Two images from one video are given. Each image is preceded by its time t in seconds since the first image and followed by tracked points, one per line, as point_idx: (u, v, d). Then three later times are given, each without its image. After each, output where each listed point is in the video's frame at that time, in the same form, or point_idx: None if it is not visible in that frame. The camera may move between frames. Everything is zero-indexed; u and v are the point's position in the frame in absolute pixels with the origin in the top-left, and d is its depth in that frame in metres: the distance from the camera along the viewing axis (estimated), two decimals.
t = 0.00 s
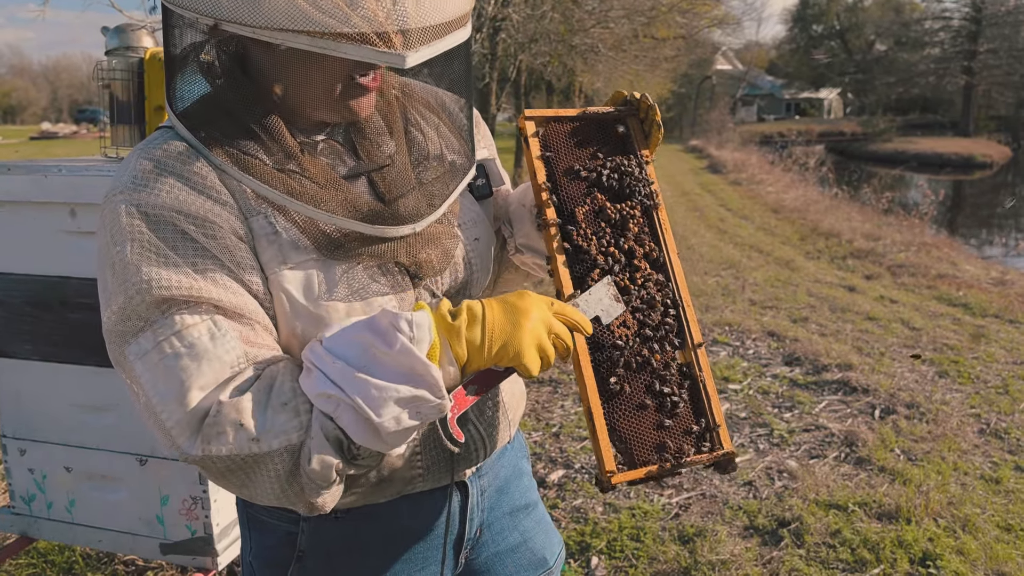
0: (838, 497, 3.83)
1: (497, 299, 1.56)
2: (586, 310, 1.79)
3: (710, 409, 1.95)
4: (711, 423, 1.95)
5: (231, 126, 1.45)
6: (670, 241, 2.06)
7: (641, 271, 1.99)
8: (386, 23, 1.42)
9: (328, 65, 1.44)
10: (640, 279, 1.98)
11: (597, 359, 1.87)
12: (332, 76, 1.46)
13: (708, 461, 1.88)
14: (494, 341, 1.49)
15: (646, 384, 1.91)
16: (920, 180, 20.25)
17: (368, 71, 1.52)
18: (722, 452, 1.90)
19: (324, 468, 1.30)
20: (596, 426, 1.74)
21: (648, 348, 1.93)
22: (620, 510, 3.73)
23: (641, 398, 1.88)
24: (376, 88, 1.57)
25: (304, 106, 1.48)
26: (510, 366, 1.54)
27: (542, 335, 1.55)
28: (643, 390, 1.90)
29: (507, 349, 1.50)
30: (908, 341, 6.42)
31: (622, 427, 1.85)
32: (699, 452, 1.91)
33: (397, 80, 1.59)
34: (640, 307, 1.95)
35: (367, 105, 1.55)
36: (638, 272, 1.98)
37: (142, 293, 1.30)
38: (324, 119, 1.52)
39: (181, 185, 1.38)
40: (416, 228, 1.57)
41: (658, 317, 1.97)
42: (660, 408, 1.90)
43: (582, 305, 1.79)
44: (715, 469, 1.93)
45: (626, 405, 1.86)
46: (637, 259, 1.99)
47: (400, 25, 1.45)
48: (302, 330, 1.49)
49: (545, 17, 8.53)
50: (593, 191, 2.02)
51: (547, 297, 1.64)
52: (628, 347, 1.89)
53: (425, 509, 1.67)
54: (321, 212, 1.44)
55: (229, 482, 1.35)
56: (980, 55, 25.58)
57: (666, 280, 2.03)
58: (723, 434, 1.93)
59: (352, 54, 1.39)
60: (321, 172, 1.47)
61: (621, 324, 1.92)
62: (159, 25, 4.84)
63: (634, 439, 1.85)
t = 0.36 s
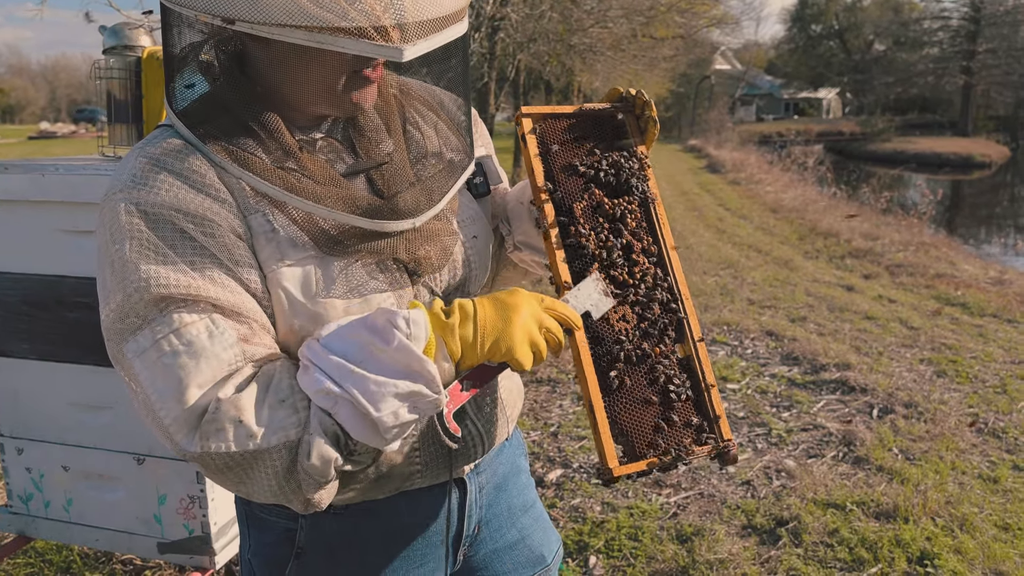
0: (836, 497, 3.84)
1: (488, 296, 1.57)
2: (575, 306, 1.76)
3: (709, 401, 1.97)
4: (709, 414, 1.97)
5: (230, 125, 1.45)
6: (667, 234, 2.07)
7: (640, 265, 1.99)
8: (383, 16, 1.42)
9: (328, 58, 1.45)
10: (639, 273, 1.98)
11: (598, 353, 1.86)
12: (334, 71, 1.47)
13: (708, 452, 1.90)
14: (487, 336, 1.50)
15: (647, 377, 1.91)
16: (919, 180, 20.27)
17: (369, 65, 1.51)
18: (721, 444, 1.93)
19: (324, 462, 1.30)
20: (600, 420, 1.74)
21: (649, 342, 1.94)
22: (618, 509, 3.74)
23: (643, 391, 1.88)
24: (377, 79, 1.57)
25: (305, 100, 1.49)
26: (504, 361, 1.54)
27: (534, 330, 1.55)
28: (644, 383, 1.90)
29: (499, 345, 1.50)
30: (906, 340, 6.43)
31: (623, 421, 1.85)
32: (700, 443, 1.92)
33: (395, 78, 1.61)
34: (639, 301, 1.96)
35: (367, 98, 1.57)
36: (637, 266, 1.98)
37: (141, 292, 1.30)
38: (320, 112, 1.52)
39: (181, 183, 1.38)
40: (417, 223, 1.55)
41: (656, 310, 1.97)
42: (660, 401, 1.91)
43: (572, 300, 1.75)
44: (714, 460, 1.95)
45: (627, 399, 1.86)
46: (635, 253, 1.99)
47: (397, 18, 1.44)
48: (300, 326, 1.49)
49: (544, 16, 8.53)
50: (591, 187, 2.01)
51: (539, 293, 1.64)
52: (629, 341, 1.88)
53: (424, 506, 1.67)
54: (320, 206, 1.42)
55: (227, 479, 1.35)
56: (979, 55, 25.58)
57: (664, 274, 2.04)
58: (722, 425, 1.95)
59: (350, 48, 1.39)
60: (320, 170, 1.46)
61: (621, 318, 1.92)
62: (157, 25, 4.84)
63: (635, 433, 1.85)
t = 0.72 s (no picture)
0: (833, 496, 3.84)
1: (479, 277, 1.58)
2: (569, 281, 1.81)
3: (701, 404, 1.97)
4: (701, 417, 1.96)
5: (225, 122, 1.44)
6: (662, 236, 2.06)
7: (633, 267, 1.99)
8: (381, 11, 1.42)
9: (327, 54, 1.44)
10: (632, 274, 1.98)
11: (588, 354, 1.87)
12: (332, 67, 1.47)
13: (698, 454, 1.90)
14: (482, 315, 1.51)
15: (636, 379, 1.92)
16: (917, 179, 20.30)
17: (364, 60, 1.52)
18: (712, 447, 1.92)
19: (324, 450, 1.29)
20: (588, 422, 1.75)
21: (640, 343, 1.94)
22: (615, 509, 3.74)
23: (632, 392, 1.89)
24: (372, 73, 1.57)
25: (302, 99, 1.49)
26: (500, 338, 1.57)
27: (528, 305, 1.58)
28: (634, 385, 1.90)
29: (495, 323, 1.52)
30: (903, 340, 6.44)
31: (613, 422, 1.85)
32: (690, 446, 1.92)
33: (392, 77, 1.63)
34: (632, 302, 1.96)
35: (365, 95, 1.56)
36: (630, 268, 1.98)
37: (140, 287, 1.29)
38: (318, 108, 1.51)
39: (180, 180, 1.38)
40: (417, 218, 1.56)
41: (649, 312, 1.97)
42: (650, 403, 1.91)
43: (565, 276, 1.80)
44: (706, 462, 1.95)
45: (616, 401, 1.87)
46: (628, 255, 1.99)
47: (395, 14, 1.44)
48: (298, 324, 1.49)
49: (542, 16, 8.53)
50: (585, 189, 2.02)
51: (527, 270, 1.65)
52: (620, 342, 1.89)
53: (421, 504, 1.67)
54: (321, 203, 1.44)
55: (225, 474, 1.34)
56: (977, 55, 25.61)
57: (658, 275, 2.03)
58: (714, 427, 1.94)
59: (348, 44, 1.38)
60: (319, 169, 1.46)
61: (613, 320, 1.92)
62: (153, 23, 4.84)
63: (624, 434, 1.85)
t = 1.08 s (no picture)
0: (829, 496, 3.85)
1: (504, 229, 1.59)
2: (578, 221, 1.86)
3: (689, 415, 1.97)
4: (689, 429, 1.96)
5: (225, 124, 1.45)
6: (654, 246, 2.07)
7: (623, 277, 1.99)
8: (374, 6, 1.42)
9: (321, 52, 1.44)
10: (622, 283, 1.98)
11: (576, 362, 1.88)
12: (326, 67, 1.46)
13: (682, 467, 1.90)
14: (517, 265, 1.52)
15: (623, 388, 1.92)
16: (913, 180, 20.34)
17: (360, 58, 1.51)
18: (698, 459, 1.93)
19: (375, 400, 1.28)
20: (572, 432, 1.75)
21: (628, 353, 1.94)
22: (611, 510, 3.74)
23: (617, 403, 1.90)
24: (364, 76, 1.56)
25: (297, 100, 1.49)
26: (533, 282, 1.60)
27: (554, 249, 1.62)
28: (621, 395, 1.91)
29: (531, 270, 1.54)
30: (900, 340, 6.45)
31: (597, 432, 1.86)
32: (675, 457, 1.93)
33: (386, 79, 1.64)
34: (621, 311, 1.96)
35: (359, 95, 1.56)
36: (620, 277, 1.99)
37: (161, 264, 1.27)
38: (314, 112, 1.52)
39: (184, 172, 1.37)
40: (412, 215, 1.56)
41: (639, 321, 1.97)
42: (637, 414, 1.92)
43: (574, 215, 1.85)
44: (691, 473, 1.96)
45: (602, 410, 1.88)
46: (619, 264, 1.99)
47: (389, 10, 1.44)
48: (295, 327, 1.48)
49: (538, 17, 8.54)
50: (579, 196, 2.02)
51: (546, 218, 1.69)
52: (606, 352, 1.90)
53: (417, 508, 1.67)
54: (316, 200, 1.43)
55: (267, 441, 1.29)
56: (973, 56, 25.67)
57: (649, 285, 2.04)
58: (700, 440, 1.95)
59: (342, 38, 1.38)
60: (315, 170, 1.47)
61: (602, 329, 1.92)
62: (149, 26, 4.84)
63: (609, 445, 1.86)
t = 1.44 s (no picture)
0: (826, 494, 3.86)
1: (493, 236, 1.57)
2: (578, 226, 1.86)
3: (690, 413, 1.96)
4: (690, 427, 1.95)
5: (224, 125, 1.45)
6: (654, 246, 2.08)
7: (623, 277, 2.00)
8: (375, 7, 1.42)
9: (322, 54, 1.44)
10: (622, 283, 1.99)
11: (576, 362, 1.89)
12: (327, 68, 1.46)
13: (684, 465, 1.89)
14: (506, 270, 1.51)
15: (624, 388, 1.93)
16: (910, 178, 20.36)
17: (362, 59, 1.51)
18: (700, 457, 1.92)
19: (363, 412, 1.25)
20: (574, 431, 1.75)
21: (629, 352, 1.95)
22: (610, 509, 3.74)
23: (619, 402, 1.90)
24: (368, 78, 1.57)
25: (298, 101, 1.49)
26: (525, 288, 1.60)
27: (543, 255, 1.60)
28: (621, 395, 1.92)
29: (519, 275, 1.53)
30: (897, 338, 6.46)
31: (598, 431, 1.87)
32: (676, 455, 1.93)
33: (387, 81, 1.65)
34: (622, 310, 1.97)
35: (360, 97, 1.56)
36: (620, 277, 2.00)
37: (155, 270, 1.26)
38: (310, 110, 1.50)
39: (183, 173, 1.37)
40: (412, 217, 1.56)
41: (640, 320, 1.98)
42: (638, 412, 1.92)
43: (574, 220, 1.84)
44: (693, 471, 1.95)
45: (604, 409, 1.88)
46: (619, 264, 2.00)
47: (388, 11, 1.44)
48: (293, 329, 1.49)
49: (536, 16, 8.53)
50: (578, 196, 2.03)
51: (536, 223, 1.66)
52: (607, 353, 1.90)
53: (415, 508, 1.67)
54: (312, 201, 1.43)
55: (254, 449, 1.28)
56: (970, 54, 25.69)
57: (650, 285, 2.04)
58: (701, 438, 1.93)
59: (343, 39, 1.39)
60: (314, 170, 1.47)
61: (602, 329, 1.93)
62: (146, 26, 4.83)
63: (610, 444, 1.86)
